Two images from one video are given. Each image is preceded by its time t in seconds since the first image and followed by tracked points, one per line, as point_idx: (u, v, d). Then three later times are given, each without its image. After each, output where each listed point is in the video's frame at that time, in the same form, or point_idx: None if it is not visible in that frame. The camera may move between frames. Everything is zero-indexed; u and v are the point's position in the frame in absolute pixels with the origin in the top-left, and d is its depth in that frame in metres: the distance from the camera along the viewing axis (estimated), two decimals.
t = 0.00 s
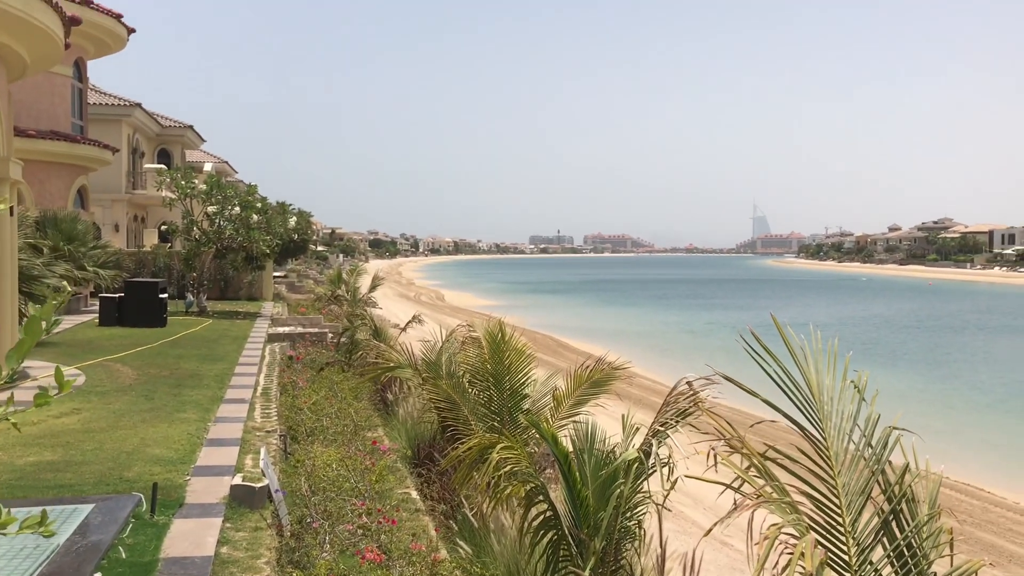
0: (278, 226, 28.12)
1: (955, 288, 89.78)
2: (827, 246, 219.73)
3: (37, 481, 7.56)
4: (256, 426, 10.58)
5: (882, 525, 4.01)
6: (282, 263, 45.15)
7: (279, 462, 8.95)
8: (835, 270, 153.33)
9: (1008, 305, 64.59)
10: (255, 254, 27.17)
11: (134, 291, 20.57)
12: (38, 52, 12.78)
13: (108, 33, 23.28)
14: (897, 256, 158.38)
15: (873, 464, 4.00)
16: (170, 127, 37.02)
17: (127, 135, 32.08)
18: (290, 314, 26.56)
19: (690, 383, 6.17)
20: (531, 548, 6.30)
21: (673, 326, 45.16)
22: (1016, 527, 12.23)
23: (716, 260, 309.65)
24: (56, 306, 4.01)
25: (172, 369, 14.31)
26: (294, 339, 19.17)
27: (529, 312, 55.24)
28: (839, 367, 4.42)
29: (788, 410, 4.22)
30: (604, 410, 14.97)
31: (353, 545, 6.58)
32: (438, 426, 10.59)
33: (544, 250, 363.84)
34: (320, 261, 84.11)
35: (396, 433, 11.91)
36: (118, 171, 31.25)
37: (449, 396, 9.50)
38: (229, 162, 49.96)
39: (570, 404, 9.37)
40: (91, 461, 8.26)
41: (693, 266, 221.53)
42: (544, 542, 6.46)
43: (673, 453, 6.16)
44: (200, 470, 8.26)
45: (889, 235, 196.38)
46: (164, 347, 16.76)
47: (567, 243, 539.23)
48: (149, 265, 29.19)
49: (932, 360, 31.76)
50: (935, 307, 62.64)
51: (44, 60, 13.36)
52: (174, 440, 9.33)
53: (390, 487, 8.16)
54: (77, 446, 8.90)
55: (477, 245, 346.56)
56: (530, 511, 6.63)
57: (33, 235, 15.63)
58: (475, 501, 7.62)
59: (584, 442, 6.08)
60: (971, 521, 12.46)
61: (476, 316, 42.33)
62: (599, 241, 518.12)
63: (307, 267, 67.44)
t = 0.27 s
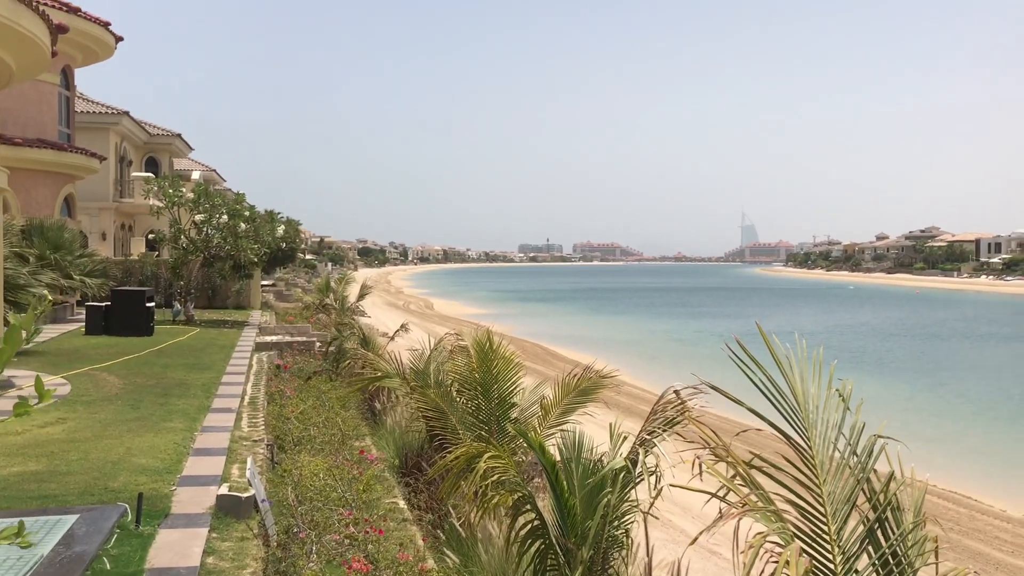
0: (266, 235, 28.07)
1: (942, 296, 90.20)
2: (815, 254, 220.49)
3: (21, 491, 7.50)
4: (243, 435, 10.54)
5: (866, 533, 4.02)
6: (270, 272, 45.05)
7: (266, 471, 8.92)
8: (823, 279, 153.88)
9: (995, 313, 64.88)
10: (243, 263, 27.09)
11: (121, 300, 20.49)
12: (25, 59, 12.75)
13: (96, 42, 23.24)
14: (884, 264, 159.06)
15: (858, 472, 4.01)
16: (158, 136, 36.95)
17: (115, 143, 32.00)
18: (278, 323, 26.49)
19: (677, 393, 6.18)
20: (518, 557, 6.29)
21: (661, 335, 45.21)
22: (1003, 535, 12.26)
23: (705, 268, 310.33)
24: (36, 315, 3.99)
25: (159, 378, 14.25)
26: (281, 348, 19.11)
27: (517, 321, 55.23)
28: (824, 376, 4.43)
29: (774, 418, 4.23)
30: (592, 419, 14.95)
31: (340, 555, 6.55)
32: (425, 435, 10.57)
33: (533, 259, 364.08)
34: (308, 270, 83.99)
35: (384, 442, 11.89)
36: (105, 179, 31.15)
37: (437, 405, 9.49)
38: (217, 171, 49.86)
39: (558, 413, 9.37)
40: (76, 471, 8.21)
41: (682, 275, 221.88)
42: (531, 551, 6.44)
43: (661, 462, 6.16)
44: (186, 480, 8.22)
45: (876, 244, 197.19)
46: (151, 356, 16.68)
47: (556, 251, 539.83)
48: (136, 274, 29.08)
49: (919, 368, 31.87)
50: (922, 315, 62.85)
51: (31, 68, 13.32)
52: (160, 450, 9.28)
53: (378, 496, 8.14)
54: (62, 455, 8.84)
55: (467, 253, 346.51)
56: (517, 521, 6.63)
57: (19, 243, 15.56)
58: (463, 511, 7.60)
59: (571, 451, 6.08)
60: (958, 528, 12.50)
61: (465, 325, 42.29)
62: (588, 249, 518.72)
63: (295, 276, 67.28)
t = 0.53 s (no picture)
0: (235, 243, 27.88)
1: (907, 307, 91.29)
2: (784, 265, 222.45)
3: None
4: (209, 446, 10.45)
5: (829, 541, 4.06)
6: (239, 281, 44.72)
7: (232, 482, 8.84)
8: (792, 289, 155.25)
9: (960, 324, 65.79)
10: (211, 272, 26.84)
11: (86, 309, 20.25)
12: None
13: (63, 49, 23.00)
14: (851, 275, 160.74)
15: (820, 480, 4.05)
16: (126, 144, 36.64)
17: (81, 151, 31.68)
18: (246, 332, 26.33)
19: (644, 402, 6.20)
20: (484, 568, 6.26)
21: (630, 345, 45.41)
22: (965, 543, 12.42)
23: (675, 279, 312.03)
24: None
25: (124, 388, 14.08)
26: (249, 357, 18.97)
27: (487, 331, 55.21)
28: (788, 385, 4.48)
29: (738, 428, 4.26)
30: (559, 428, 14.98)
31: (307, 566, 6.47)
32: (394, 445, 10.55)
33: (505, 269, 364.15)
34: (277, 279, 83.49)
35: (353, 452, 11.84)
36: (71, 187, 30.82)
37: (405, 415, 9.46)
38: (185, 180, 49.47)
39: (527, 422, 9.38)
40: (38, 483, 8.09)
41: (652, 285, 222.93)
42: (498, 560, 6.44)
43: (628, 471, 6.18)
44: (150, 491, 8.12)
45: (843, 255, 199.36)
46: (116, 366, 16.49)
47: (528, 262, 540.41)
48: (102, 283, 28.77)
49: (884, 377, 32.22)
50: (888, 325, 63.58)
51: None
52: (124, 461, 9.16)
53: (345, 507, 8.09)
54: (22, 467, 8.70)
55: (438, 263, 345.96)
56: (484, 530, 6.62)
57: None
58: (431, 521, 7.55)
59: (538, 461, 6.08)
60: (921, 535, 12.65)
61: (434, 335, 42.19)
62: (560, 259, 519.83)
63: (265, 286, 66.82)
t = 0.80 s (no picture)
0: (195, 249, 27.57)
1: (866, 314, 92.59)
2: (745, 273, 224.68)
3: None
4: (168, 454, 10.30)
5: (788, 544, 4.09)
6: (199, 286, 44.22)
7: (191, 490, 8.72)
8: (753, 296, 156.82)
9: (917, 331, 66.79)
10: (170, 277, 26.52)
11: (42, 314, 19.91)
12: None
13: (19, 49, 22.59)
14: (812, 282, 162.77)
15: (780, 484, 4.08)
16: (84, 147, 36.09)
17: (38, 154, 31.17)
18: (206, 339, 26.04)
19: (608, 407, 6.22)
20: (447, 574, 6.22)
21: (593, 351, 45.59)
22: (922, 546, 12.60)
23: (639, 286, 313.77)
24: None
25: (80, 395, 13.84)
26: (208, 364, 18.74)
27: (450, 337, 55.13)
28: (748, 390, 4.50)
29: (699, 432, 4.28)
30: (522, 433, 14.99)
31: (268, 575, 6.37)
32: (356, 452, 10.47)
33: (469, 275, 363.91)
34: (239, 285, 82.76)
35: (314, 459, 11.75)
36: (27, 190, 30.29)
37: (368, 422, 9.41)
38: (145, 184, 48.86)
39: (490, 429, 9.37)
40: None
41: (616, 292, 224.01)
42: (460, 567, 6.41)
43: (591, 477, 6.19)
44: (106, 499, 7.98)
45: (804, 262, 201.80)
46: (71, 372, 16.20)
47: (492, 268, 540.47)
48: (59, 288, 28.30)
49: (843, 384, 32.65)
50: (847, 333, 64.43)
51: None
52: (79, 469, 9.00)
53: (306, 514, 8.01)
54: None
55: (402, 270, 344.86)
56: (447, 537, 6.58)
57: None
58: (393, 528, 7.49)
59: (501, 467, 6.07)
60: (879, 540, 12.82)
61: (397, 341, 42.05)
62: (524, 266, 520.51)
63: (226, 291, 66.17)
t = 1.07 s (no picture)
0: (140, 252, 27.06)
1: (811, 321, 94.12)
2: (694, 279, 227.15)
3: None
4: (111, 462, 10.09)
5: (739, 547, 4.14)
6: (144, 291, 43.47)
7: (135, 498, 8.55)
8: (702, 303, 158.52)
9: (861, 337, 68.04)
10: (115, 281, 26.00)
11: None
12: None
13: None
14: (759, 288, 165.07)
15: (731, 488, 4.13)
16: (26, 147, 35.24)
17: None
18: (152, 344, 25.58)
19: (560, 413, 6.23)
20: None
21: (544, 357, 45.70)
22: (868, 549, 12.83)
23: (589, 291, 315.48)
24: None
25: (20, 402, 13.49)
26: (154, 370, 18.39)
27: (400, 343, 54.91)
28: (699, 394, 4.55)
29: (651, 436, 4.31)
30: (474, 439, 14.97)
31: None
32: (305, 459, 10.35)
33: (420, 281, 362.64)
34: (185, 290, 81.50)
35: (262, 466, 11.59)
36: None
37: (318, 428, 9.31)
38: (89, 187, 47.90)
39: (443, 434, 9.33)
40: None
41: (567, 297, 224.95)
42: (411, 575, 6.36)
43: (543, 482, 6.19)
44: (48, 508, 7.79)
45: (751, 270, 204.74)
46: (11, 378, 15.79)
47: (443, 274, 539.19)
48: None
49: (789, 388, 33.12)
50: (794, 338, 65.44)
51: None
52: (19, 477, 8.78)
53: (254, 522, 7.89)
54: None
55: (352, 275, 342.45)
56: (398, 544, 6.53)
57: None
58: (343, 535, 7.42)
59: (454, 473, 6.03)
60: (826, 543, 13.02)
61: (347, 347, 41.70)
62: (475, 272, 520.25)
63: (172, 296, 65.13)
